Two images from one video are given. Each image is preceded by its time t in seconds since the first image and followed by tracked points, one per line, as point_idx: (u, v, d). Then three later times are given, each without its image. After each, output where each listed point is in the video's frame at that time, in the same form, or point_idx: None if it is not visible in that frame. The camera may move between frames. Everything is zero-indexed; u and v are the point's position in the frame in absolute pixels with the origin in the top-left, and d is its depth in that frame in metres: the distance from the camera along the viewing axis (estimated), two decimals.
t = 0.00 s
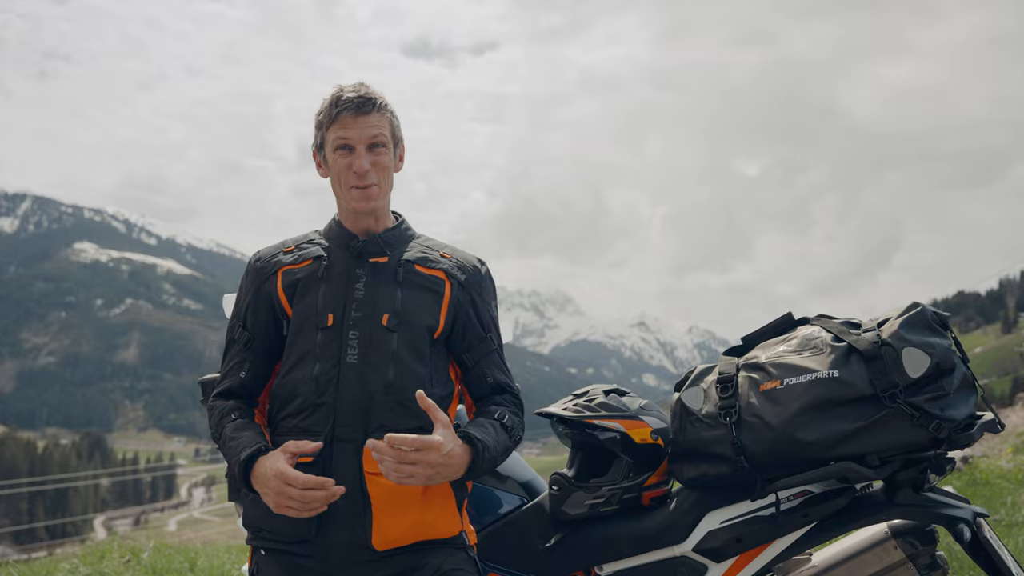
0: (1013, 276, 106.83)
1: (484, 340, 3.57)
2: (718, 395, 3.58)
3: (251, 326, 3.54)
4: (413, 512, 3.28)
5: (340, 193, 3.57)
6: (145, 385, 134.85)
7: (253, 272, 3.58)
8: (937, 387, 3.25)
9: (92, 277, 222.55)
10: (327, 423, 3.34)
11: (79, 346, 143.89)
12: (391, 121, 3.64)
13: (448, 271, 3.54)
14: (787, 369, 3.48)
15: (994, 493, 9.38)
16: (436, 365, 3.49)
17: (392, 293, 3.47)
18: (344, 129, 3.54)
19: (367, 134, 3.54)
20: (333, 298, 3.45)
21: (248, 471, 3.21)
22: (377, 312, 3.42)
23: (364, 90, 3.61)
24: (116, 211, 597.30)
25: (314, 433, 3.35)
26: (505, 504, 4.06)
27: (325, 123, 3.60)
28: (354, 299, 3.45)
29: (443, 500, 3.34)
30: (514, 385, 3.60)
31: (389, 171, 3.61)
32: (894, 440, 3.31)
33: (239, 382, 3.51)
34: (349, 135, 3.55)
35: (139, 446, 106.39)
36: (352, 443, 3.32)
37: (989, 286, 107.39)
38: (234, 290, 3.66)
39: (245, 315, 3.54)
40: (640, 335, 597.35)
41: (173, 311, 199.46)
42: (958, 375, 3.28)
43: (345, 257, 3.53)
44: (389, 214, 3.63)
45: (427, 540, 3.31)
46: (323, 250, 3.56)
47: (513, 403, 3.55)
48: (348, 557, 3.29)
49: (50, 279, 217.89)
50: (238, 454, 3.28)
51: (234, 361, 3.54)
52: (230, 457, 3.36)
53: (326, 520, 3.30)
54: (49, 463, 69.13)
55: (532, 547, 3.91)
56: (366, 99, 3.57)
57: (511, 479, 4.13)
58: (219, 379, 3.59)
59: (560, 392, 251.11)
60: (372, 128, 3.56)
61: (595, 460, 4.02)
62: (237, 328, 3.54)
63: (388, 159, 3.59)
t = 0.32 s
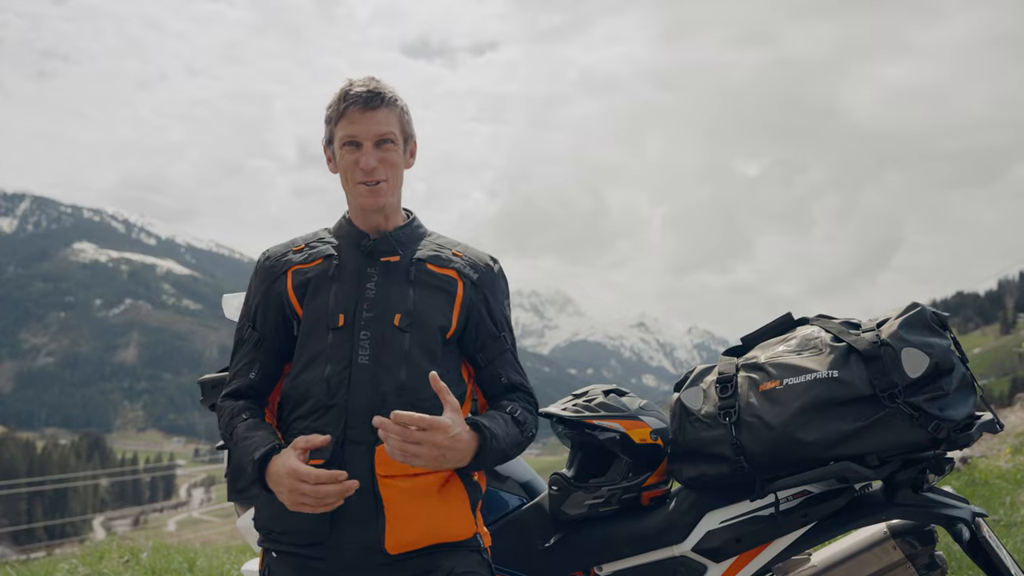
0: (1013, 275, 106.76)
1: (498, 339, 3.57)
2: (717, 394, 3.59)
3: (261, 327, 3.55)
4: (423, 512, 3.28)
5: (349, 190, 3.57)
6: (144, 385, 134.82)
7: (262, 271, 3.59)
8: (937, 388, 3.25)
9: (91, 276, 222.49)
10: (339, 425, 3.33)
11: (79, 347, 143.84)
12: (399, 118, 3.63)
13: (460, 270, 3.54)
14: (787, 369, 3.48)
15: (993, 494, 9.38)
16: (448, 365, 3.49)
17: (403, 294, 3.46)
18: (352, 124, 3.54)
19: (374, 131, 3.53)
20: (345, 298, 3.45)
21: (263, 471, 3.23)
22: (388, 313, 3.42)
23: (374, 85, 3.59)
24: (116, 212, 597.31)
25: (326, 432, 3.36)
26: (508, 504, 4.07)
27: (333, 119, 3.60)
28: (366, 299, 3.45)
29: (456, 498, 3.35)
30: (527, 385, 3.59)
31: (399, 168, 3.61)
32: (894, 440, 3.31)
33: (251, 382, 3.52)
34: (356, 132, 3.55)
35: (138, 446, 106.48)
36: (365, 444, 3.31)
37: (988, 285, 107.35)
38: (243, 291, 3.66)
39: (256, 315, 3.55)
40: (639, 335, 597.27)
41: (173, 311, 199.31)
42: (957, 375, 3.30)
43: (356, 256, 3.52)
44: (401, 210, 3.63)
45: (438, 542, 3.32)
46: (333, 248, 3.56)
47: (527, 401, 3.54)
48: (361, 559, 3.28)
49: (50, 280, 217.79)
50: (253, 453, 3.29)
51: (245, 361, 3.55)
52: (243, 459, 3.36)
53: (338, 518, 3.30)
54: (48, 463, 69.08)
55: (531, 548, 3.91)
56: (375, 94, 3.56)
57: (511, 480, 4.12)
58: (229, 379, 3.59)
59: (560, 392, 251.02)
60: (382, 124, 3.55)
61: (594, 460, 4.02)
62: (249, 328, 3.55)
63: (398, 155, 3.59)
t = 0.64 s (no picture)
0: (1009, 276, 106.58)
1: (503, 331, 3.50)
2: (714, 393, 3.59)
3: (272, 318, 3.59)
4: (428, 511, 3.28)
5: (354, 179, 3.55)
6: (141, 383, 134.56)
7: (269, 262, 3.62)
8: (932, 386, 3.26)
9: (88, 274, 221.88)
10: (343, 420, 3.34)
11: (75, 346, 143.41)
12: (407, 104, 3.60)
13: (466, 261, 3.50)
14: (784, 367, 3.48)
15: (988, 493, 9.40)
16: (453, 358, 3.46)
17: (406, 287, 3.44)
18: (357, 111, 3.51)
19: (379, 119, 3.50)
20: (346, 291, 3.44)
21: (291, 456, 3.22)
22: (390, 307, 3.40)
23: (382, 72, 3.57)
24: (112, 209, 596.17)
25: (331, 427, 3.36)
26: (505, 502, 4.07)
27: (340, 106, 3.58)
28: (367, 292, 3.43)
29: (457, 501, 3.34)
30: (535, 380, 3.55)
31: (404, 158, 3.58)
32: (889, 438, 3.32)
33: (257, 376, 3.53)
34: (361, 119, 3.52)
35: (134, 444, 106.30)
36: (366, 437, 3.30)
37: (985, 286, 107.22)
38: (251, 282, 3.68)
39: (267, 306, 3.59)
40: (636, 334, 597.39)
41: (171, 309, 199.05)
42: (953, 373, 3.30)
43: (358, 248, 3.51)
44: (406, 201, 3.61)
45: (441, 539, 3.30)
46: (338, 241, 3.55)
47: (531, 399, 3.51)
48: (362, 557, 3.26)
49: (46, 277, 217.19)
50: (282, 440, 3.26)
51: (255, 355, 3.58)
52: (257, 448, 3.37)
53: (343, 516, 3.28)
54: (44, 461, 68.85)
55: (528, 545, 3.91)
56: (383, 81, 3.54)
57: (509, 477, 4.12)
58: (241, 372, 3.62)
59: (557, 390, 251.14)
60: (388, 113, 3.53)
61: (591, 458, 4.01)
62: (259, 320, 3.58)
63: (404, 144, 3.56)
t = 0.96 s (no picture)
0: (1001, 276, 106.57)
1: (488, 332, 3.50)
2: (706, 393, 3.59)
3: (260, 318, 3.57)
4: (414, 508, 3.26)
5: (339, 181, 3.54)
6: (134, 382, 134.20)
7: (256, 263, 3.60)
8: (925, 385, 3.26)
9: (81, 273, 221.03)
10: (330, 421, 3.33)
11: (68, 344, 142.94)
12: (391, 106, 3.59)
13: (452, 263, 3.49)
14: (776, 367, 3.48)
15: (980, 492, 9.46)
16: (439, 361, 3.44)
17: (392, 289, 3.43)
18: (342, 113, 3.50)
19: (364, 121, 3.50)
20: (332, 293, 3.43)
21: (282, 457, 3.21)
22: (376, 309, 3.38)
23: (366, 73, 3.56)
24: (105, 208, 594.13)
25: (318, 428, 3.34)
26: (498, 500, 4.08)
27: (325, 107, 3.57)
28: (353, 294, 3.42)
29: (443, 499, 3.32)
30: (521, 380, 3.55)
31: (390, 160, 3.56)
32: (880, 439, 3.32)
33: (248, 375, 3.52)
34: (346, 120, 3.51)
35: (128, 444, 106.12)
36: (352, 440, 3.28)
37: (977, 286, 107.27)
38: (239, 283, 3.68)
39: (254, 308, 3.57)
40: (631, 334, 597.66)
41: (164, 308, 198.31)
42: (946, 374, 3.31)
43: (344, 250, 3.50)
44: (391, 202, 3.60)
45: (430, 538, 3.29)
46: (325, 242, 3.54)
47: (517, 399, 3.50)
48: (349, 557, 3.25)
49: (39, 275, 216.28)
50: (270, 441, 3.25)
51: (244, 356, 3.56)
52: (248, 447, 3.35)
53: (330, 518, 3.27)
54: (36, 461, 68.67)
55: (520, 544, 3.91)
56: (367, 82, 3.53)
57: (502, 477, 4.12)
58: (227, 372, 3.60)
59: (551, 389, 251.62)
60: (372, 113, 3.52)
61: (584, 458, 4.01)
62: (247, 320, 3.56)
63: (389, 146, 3.55)
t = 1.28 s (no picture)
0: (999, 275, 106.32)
1: (477, 328, 3.48)
2: (703, 392, 3.60)
3: (251, 319, 3.57)
4: (406, 505, 3.26)
5: (323, 180, 3.53)
6: (132, 382, 134.03)
7: (247, 268, 3.60)
8: (922, 385, 3.27)
9: (79, 272, 220.59)
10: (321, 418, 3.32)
11: (65, 344, 142.78)
12: (376, 108, 3.59)
13: (438, 261, 3.47)
14: (775, 367, 3.48)
15: (978, 491, 9.48)
16: (428, 359, 3.43)
17: (379, 287, 3.42)
18: (325, 115, 3.52)
19: (346, 122, 3.49)
20: (322, 292, 3.43)
21: (273, 450, 3.22)
22: (363, 307, 3.38)
23: (349, 76, 3.57)
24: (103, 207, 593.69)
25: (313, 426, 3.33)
26: (496, 500, 4.07)
27: (308, 108, 3.58)
28: (341, 292, 3.42)
29: (433, 495, 3.31)
30: (512, 375, 3.53)
31: (374, 160, 3.56)
32: (876, 439, 3.33)
33: (241, 375, 3.52)
34: (329, 123, 3.52)
35: (125, 444, 106.11)
36: (343, 434, 3.28)
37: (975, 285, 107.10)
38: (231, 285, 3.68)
39: (246, 309, 3.57)
40: (629, 334, 597.39)
41: (162, 307, 198.01)
42: (943, 373, 3.31)
43: (333, 250, 3.50)
44: (378, 202, 3.59)
45: (423, 534, 3.28)
46: (314, 243, 3.55)
47: (507, 395, 3.48)
48: (339, 553, 3.25)
49: (37, 274, 215.79)
50: (262, 436, 3.26)
51: (236, 357, 3.56)
52: (240, 445, 3.35)
53: (320, 514, 3.28)
54: (34, 460, 68.55)
55: (518, 544, 3.90)
56: (350, 83, 3.53)
57: (500, 476, 4.11)
58: (220, 372, 3.60)
59: (549, 389, 251.34)
60: (354, 114, 3.51)
61: (583, 457, 4.00)
62: (238, 322, 3.56)
63: (373, 147, 3.54)
